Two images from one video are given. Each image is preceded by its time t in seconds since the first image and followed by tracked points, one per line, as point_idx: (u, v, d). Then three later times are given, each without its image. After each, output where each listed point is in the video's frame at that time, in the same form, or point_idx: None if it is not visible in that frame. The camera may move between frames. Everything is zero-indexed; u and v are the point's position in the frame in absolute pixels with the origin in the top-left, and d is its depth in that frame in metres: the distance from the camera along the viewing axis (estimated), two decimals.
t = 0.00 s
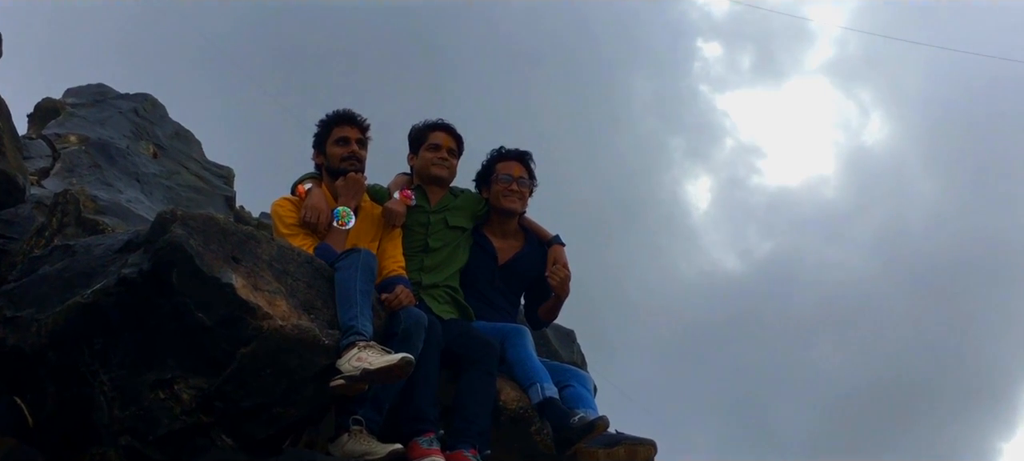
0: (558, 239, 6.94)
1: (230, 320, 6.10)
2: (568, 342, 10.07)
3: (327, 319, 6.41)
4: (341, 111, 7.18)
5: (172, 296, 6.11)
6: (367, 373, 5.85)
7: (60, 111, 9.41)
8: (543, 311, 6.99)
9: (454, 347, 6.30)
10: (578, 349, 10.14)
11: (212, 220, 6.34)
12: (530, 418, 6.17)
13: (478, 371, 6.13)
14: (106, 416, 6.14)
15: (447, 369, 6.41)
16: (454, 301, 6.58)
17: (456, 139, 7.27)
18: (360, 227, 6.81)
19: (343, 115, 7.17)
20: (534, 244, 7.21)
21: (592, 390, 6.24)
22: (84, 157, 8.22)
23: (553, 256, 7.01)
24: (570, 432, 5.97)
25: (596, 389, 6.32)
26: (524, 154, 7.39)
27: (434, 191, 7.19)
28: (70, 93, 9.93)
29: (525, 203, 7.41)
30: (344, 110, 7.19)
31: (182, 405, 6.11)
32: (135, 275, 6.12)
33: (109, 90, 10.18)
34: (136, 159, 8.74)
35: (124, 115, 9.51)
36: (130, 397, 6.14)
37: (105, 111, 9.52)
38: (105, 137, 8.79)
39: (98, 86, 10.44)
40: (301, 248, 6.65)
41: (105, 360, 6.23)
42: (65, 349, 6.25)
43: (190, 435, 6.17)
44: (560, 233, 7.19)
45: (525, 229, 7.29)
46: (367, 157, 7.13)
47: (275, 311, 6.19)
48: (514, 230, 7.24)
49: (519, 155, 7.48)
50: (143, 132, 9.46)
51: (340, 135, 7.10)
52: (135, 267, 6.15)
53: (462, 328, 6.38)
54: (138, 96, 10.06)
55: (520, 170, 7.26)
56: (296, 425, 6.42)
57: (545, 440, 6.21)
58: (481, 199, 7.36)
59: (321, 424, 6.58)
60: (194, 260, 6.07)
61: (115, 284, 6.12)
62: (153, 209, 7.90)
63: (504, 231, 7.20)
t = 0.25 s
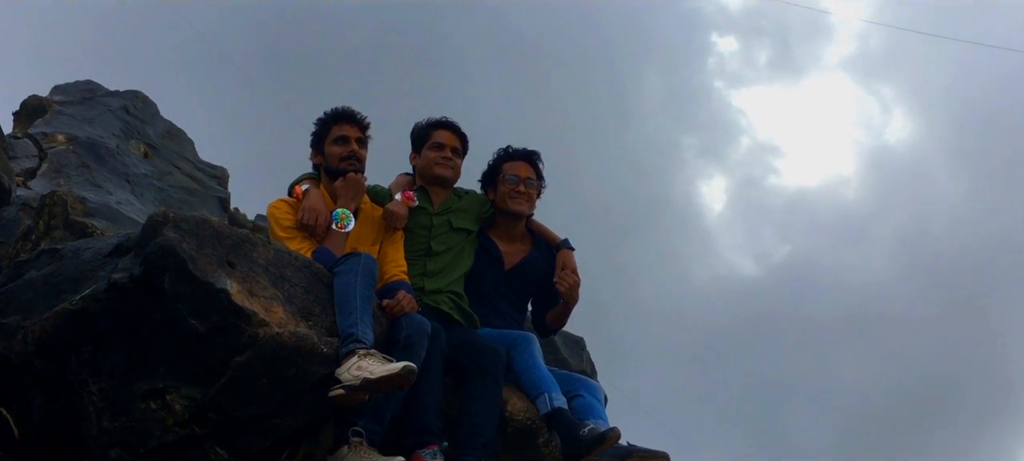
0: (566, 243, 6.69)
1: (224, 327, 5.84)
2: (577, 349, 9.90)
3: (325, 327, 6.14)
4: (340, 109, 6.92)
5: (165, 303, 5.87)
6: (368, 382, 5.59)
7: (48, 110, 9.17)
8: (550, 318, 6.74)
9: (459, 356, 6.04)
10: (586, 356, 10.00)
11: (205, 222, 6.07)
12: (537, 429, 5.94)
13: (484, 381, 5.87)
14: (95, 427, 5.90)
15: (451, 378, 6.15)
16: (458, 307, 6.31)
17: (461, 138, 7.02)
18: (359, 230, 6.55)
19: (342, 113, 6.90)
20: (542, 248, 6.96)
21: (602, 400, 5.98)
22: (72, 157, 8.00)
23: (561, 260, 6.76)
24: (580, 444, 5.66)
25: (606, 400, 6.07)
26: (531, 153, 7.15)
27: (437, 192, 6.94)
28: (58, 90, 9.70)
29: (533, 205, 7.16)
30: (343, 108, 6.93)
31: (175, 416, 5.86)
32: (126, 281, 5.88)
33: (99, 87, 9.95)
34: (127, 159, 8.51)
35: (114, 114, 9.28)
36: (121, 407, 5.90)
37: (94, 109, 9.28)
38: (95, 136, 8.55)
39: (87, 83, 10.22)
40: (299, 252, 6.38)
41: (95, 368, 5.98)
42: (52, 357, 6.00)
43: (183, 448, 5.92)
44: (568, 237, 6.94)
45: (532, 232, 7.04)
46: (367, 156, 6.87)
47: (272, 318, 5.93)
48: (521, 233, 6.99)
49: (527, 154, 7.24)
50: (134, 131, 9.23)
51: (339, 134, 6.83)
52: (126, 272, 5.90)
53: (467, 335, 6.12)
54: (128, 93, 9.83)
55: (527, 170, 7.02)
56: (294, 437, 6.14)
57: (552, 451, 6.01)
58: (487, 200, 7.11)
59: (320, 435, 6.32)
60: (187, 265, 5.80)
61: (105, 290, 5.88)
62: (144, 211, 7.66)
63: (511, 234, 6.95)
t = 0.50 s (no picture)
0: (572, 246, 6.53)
1: (219, 331, 5.68)
2: (584, 354, 9.82)
3: (324, 332, 5.96)
4: (339, 107, 6.75)
5: (158, 308, 5.70)
6: (367, 389, 5.42)
7: (39, 107, 9.02)
8: (555, 322, 6.58)
9: (461, 361, 5.87)
10: (594, 361, 9.92)
11: (200, 223, 5.89)
12: (543, 436, 5.76)
13: (487, 387, 5.70)
14: (86, 434, 5.74)
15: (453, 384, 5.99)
16: (460, 311, 6.13)
17: (464, 137, 6.86)
18: (359, 231, 6.38)
19: (341, 112, 6.74)
20: (546, 251, 6.80)
21: (609, 407, 5.80)
22: (63, 157, 7.86)
23: (566, 263, 6.60)
24: (586, 453, 5.47)
25: (613, 406, 5.89)
26: (536, 153, 6.99)
27: (439, 192, 6.78)
28: (49, 88, 9.55)
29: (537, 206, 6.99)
30: (343, 106, 6.77)
31: (169, 424, 5.70)
32: (118, 284, 5.70)
33: (91, 84, 9.80)
34: (120, 159, 8.37)
35: (107, 112, 9.13)
36: (113, 413, 5.75)
37: (86, 107, 9.13)
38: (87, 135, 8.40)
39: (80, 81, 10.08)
40: (296, 254, 6.21)
41: (86, 374, 5.81)
42: (42, 362, 5.82)
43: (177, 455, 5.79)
44: (574, 239, 6.77)
45: (537, 234, 6.88)
46: (366, 156, 6.70)
47: (268, 322, 5.75)
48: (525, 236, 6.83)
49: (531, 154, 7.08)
50: (127, 129, 9.09)
51: (338, 133, 6.66)
52: (119, 275, 5.72)
53: (470, 340, 5.96)
54: (121, 91, 9.69)
55: (532, 171, 6.86)
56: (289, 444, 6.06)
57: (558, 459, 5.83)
58: (490, 201, 6.95)
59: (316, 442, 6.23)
60: (181, 268, 5.63)
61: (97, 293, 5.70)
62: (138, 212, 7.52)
63: (515, 236, 6.77)
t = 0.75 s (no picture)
0: (577, 249, 6.36)
1: (214, 336, 5.51)
2: (589, 359, 9.83)
3: (320, 336, 5.79)
4: (337, 104, 6.58)
5: (150, 311, 5.53)
6: (366, 395, 5.25)
7: (28, 105, 8.90)
8: (559, 327, 6.42)
9: (462, 367, 5.71)
10: (599, 367, 10.05)
11: (194, 224, 5.72)
12: (546, 445, 5.59)
13: (489, 393, 5.54)
14: (77, 441, 5.59)
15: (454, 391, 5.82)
16: (462, 315, 5.97)
17: (465, 136, 6.69)
18: (357, 233, 6.21)
19: (339, 109, 6.57)
20: (550, 253, 6.63)
21: (615, 414, 5.63)
22: (53, 156, 7.75)
23: (571, 267, 6.44)
24: None
25: (619, 413, 5.73)
26: (540, 152, 6.83)
27: (439, 192, 6.62)
28: (39, 86, 9.43)
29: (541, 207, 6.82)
30: (340, 103, 6.59)
31: (161, 431, 5.54)
32: (109, 287, 5.53)
33: (81, 82, 9.68)
34: (112, 158, 8.28)
35: (98, 110, 9.02)
36: (104, 420, 5.58)
37: (76, 105, 9.01)
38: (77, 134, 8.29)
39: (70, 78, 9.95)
40: (292, 257, 6.03)
41: (76, 380, 5.65)
42: (32, 367, 5.67)
43: None
44: (578, 241, 6.61)
45: (540, 236, 6.72)
46: (365, 155, 6.52)
47: (264, 327, 5.58)
48: (528, 238, 6.66)
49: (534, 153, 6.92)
50: (118, 128, 9.00)
51: (336, 131, 6.49)
52: (110, 278, 5.55)
53: (471, 344, 5.79)
54: (111, 88, 9.56)
55: (536, 171, 6.70)
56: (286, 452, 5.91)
57: None
58: (492, 202, 6.78)
59: (313, 449, 6.07)
60: (174, 270, 5.46)
61: (87, 296, 5.54)
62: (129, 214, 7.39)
63: (518, 238, 6.61)
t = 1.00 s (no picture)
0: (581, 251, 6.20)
1: (207, 340, 5.36)
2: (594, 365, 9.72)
3: (317, 341, 5.61)
4: (335, 102, 6.41)
5: (142, 315, 5.38)
6: (364, 401, 5.09)
7: (17, 103, 8.79)
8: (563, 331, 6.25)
9: (463, 372, 5.55)
10: (604, 371, 9.92)
11: (187, 225, 5.56)
12: (550, 452, 5.42)
13: (490, 400, 5.37)
14: (66, 449, 5.44)
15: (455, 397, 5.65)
16: (463, 320, 5.83)
17: (466, 134, 6.53)
18: (355, 234, 6.05)
19: (337, 107, 6.41)
20: (554, 255, 6.47)
21: (621, 421, 5.46)
22: (42, 155, 7.64)
23: (575, 269, 6.27)
24: None
25: (625, 420, 5.56)
26: (543, 151, 6.67)
27: (439, 192, 6.46)
28: (29, 82, 9.31)
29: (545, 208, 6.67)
30: (338, 101, 6.43)
31: (153, 438, 5.39)
32: (100, 290, 5.38)
33: (71, 78, 9.57)
34: (103, 158, 8.20)
35: (88, 108, 8.92)
36: (94, 427, 5.43)
37: (67, 102, 8.90)
38: (67, 132, 8.18)
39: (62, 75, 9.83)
40: (288, 259, 5.86)
41: (65, 385, 5.50)
42: (21, 373, 5.53)
43: None
44: (583, 243, 6.44)
45: (544, 238, 6.56)
46: (363, 154, 6.36)
47: (258, 331, 5.43)
48: (532, 239, 6.50)
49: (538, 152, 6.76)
50: (109, 127, 8.90)
51: (333, 130, 6.32)
52: (100, 281, 5.40)
53: (473, 349, 5.63)
54: (103, 85, 9.46)
55: (539, 170, 6.55)
56: None
57: None
58: (494, 202, 6.62)
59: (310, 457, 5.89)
60: (166, 273, 5.31)
61: (77, 299, 5.39)
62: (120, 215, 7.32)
63: (521, 240, 6.45)
